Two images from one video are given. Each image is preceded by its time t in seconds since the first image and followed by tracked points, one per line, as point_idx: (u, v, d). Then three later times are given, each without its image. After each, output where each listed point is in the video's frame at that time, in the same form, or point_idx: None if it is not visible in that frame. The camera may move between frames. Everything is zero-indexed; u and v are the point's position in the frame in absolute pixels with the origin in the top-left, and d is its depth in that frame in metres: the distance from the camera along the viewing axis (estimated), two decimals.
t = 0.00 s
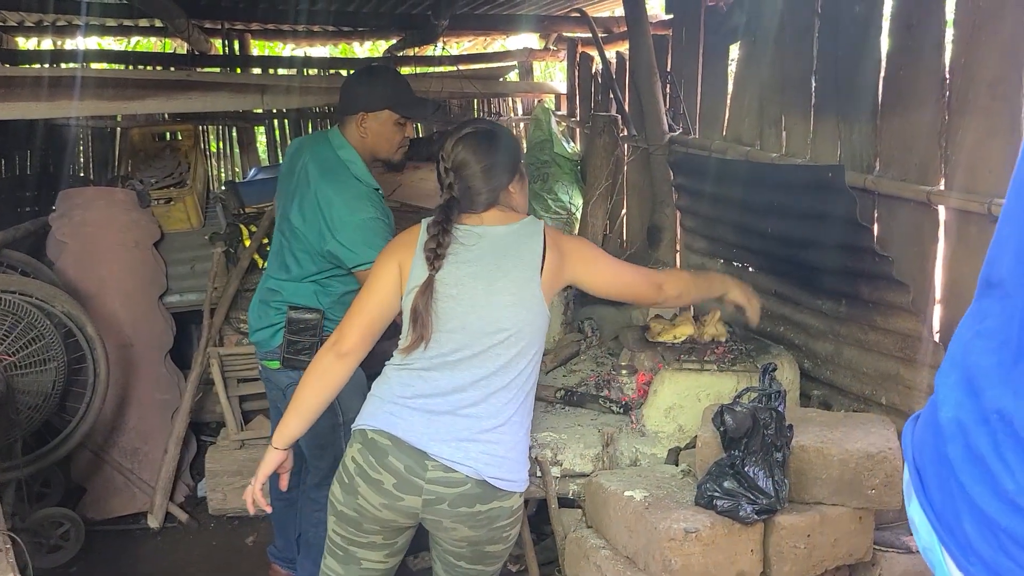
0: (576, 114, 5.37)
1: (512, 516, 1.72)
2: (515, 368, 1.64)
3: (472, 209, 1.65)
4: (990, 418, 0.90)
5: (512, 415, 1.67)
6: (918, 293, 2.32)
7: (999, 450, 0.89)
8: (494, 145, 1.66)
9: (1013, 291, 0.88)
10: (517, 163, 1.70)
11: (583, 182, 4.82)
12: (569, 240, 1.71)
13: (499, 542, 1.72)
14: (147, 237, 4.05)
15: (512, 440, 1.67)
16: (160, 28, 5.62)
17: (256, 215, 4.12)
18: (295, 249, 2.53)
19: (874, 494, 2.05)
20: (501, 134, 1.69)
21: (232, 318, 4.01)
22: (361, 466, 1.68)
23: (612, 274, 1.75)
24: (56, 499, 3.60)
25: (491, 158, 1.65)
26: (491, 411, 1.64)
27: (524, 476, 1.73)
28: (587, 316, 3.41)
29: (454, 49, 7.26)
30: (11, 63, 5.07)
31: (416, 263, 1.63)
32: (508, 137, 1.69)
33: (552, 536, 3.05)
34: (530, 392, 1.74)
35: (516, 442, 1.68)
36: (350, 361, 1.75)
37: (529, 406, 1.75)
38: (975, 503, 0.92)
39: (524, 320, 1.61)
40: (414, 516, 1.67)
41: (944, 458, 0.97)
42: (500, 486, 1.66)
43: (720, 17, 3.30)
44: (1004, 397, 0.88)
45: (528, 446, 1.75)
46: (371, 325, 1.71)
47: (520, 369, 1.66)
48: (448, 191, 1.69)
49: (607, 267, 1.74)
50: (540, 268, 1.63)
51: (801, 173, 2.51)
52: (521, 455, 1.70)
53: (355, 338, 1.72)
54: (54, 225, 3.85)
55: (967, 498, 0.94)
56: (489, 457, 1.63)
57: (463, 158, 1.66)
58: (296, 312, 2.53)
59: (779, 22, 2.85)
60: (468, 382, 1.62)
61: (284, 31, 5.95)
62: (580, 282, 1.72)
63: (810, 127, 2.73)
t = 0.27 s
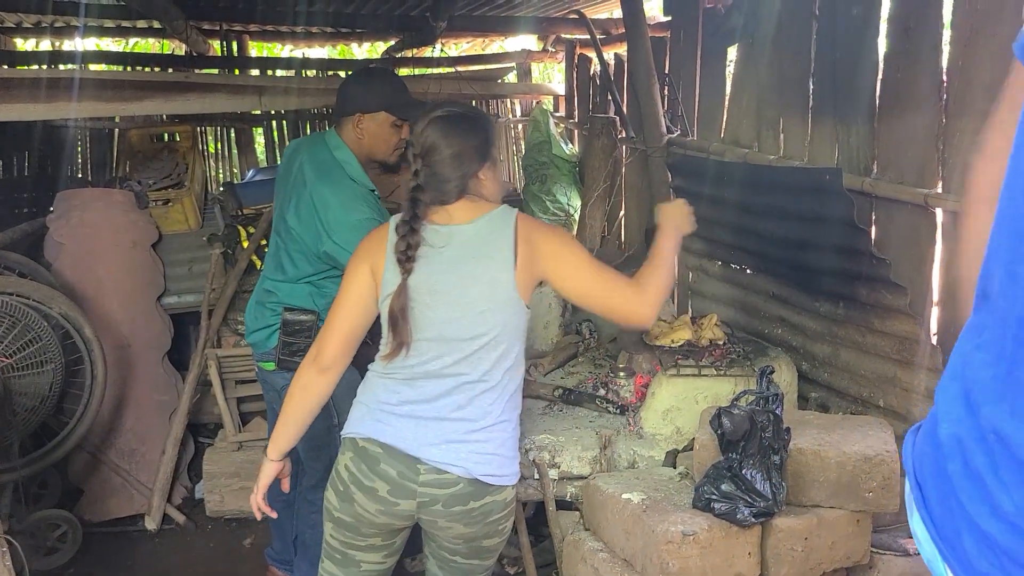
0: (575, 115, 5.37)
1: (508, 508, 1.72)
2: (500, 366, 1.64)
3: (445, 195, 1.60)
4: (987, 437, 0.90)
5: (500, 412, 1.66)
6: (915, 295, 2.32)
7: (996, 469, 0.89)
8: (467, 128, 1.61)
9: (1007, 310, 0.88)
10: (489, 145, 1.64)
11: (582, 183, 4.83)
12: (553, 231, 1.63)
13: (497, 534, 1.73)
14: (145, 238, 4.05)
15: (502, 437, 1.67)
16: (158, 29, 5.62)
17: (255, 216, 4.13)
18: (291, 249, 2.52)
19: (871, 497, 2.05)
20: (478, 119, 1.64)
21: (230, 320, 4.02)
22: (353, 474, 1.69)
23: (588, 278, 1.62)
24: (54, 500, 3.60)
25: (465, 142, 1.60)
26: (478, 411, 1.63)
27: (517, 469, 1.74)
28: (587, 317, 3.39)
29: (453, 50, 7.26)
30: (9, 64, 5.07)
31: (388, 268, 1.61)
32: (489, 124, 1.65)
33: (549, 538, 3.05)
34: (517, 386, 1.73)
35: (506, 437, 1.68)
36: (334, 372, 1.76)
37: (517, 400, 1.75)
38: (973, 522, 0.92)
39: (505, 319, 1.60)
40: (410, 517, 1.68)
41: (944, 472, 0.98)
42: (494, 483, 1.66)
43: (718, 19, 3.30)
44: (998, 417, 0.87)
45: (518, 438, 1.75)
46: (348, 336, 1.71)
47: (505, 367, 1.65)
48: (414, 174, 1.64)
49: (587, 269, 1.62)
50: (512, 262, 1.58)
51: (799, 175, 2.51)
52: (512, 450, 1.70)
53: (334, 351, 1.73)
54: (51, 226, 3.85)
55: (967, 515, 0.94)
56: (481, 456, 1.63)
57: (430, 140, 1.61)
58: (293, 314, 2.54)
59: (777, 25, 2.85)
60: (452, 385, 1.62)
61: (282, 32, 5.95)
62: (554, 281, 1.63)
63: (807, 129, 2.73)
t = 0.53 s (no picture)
0: (573, 113, 5.37)
1: (482, 510, 1.55)
2: (455, 365, 1.44)
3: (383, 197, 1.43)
4: (983, 442, 0.98)
5: (456, 417, 1.48)
6: (914, 293, 2.34)
7: (989, 474, 0.97)
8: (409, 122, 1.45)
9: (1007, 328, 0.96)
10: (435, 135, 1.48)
11: (580, 182, 4.83)
12: (492, 245, 1.41)
13: (472, 538, 1.57)
14: (143, 237, 4.04)
15: (463, 439, 1.50)
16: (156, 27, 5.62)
17: (253, 215, 4.11)
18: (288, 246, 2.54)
19: (870, 495, 2.05)
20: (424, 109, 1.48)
21: (229, 319, 4.03)
22: (315, 483, 1.56)
23: (498, 312, 1.40)
24: (52, 499, 3.60)
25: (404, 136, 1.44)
26: (433, 417, 1.46)
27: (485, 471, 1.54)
28: (585, 316, 3.39)
29: (451, 48, 7.26)
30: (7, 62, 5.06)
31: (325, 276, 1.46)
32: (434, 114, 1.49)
33: (548, 536, 3.05)
34: (482, 381, 1.54)
35: (469, 439, 1.51)
36: (296, 388, 1.63)
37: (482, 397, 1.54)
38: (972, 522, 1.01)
39: (455, 315, 1.40)
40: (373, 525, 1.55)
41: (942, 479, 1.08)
42: (457, 489, 1.50)
43: (717, 18, 3.30)
44: (995, 418, 0.96)
45: (486, 436, 1.57)
46: (302, 351, 1.57)
47: (462, 365, 1.45)
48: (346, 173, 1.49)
49: (502, 301, 1.40)
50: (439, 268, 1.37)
51: (799, 173, 2.50)
52: (474, 452, 1.52)
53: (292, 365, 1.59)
54: (49, 224, 3.84)
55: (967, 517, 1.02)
56: (439, 463, 1.47)
57: (363, 139, 1.45)
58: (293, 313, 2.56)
59: (776, 22, 2.85)
60: (401, 392, 1.45)
61: (281, 31, 5.95)
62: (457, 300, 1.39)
63: (806, 127, 2.73)
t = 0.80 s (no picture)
0: (572, 112, 5.38)
1: (383, 545, 1.53)
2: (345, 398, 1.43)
3: (302, 212, 1.44)
4: (1000, 434, 1.04)
5: (351, 451, 1.47)
6: (914, 290, 2.35)
7: (1004, 465, 1.03)
8: (335, 132, 1.43)
9: None
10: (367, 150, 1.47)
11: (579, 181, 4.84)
12: (389, 285, 1.34)
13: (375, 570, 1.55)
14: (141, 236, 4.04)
15: (358, 472, 1.48)
16: (154, 26, 5.61)
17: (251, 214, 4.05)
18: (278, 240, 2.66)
19: (868, 492, 2.05)
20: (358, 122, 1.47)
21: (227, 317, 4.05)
22: (229, 494, 1.63)
23: (368, 355, 1.35)
24: (51, 499, 3.60)
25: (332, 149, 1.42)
26: (324, 448, 1.47)
27: (389, 507, 1.53)
28: (584, 315, 3.36)
29: (450, 47, 7.26)
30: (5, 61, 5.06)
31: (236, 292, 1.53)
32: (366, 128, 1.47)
33: (547, 534, 3.06)
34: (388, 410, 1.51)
35: (366, 472, 1.49)
36: (222, 390, 1.72)
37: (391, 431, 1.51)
38: (983, 511, 1.07)
39: (339, 348, 1.39)
40: (281, 548, 1.58)
41: (960, 473, 1.13)
42: (349, 522, 1.50)
43: (715, 16, 3.30)
44: (1010, 411, 1.02)
45: (395, 467, 1.54)
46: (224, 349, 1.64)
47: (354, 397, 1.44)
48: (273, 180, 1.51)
49: (374, 343, 1.34)
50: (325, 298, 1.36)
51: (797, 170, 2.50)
52: (375, 487, 1.51)
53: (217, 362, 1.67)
54: (48, 224, 3.83)
55: (979, 506, 1.08)
56: (327, 494, 1.48)
57: (287, 147, 1.45)
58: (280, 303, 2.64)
59: (774, 20, 2.85)
60: (292, 419, 1.47)
61: (279, 30, 5.96)
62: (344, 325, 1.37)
63: (805, 126, 2.73)
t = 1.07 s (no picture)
0: (571, 114, 5.38)
1: (314, 558, 1.74)
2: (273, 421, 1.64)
3: (238, 216, 1.62)
4: None
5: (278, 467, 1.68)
6: (916, 290, 2.37)
7: None
8: (277, 140, 1.57)
9: None
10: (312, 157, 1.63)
11: (580, 183, 4.84)
12: (296, 303, 1.42)
13: None
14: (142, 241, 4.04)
15: (284, 490, 1.68)
16: (154, 32, 5.62)
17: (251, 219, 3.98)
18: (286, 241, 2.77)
19: (874, 491, 2.05)
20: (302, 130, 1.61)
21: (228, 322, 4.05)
22: (179, 502, 1.85)
23: (267, 364, 1.41)
24: (55, 505, 3.60)
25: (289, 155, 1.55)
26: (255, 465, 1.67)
27: (313, 522, 1.72)
28: (587, 317, 3.35)
29: (450, 50, 7.27)
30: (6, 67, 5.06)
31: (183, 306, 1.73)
32: (308, 137, 1.61)
33: (552, 536, 3.06)
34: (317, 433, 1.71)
35: (294, 490, 1.69)
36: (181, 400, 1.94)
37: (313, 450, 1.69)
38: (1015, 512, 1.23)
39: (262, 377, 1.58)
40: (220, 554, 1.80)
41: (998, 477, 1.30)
42: (277, 535, 1.70)
43: (715, 18, 3.30)
44: None
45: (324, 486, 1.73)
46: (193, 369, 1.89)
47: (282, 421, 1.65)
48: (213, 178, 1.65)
49: (272, 358, 1.41)
50: (236, 312, 1.52)
51: (797, 169, 2.51)
52: (298, 503, 1.70)
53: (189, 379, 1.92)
54: (50, 230, 3.79)
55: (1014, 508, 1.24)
56: (256, 508, 1.69)
57: (230, 148, 1.59)
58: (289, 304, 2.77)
59: (773, 21, 2.86)
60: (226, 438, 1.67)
61: (278, 34, 5.97)
62: (254, 331, 1.51)
63: (805, 126, 2.74)
